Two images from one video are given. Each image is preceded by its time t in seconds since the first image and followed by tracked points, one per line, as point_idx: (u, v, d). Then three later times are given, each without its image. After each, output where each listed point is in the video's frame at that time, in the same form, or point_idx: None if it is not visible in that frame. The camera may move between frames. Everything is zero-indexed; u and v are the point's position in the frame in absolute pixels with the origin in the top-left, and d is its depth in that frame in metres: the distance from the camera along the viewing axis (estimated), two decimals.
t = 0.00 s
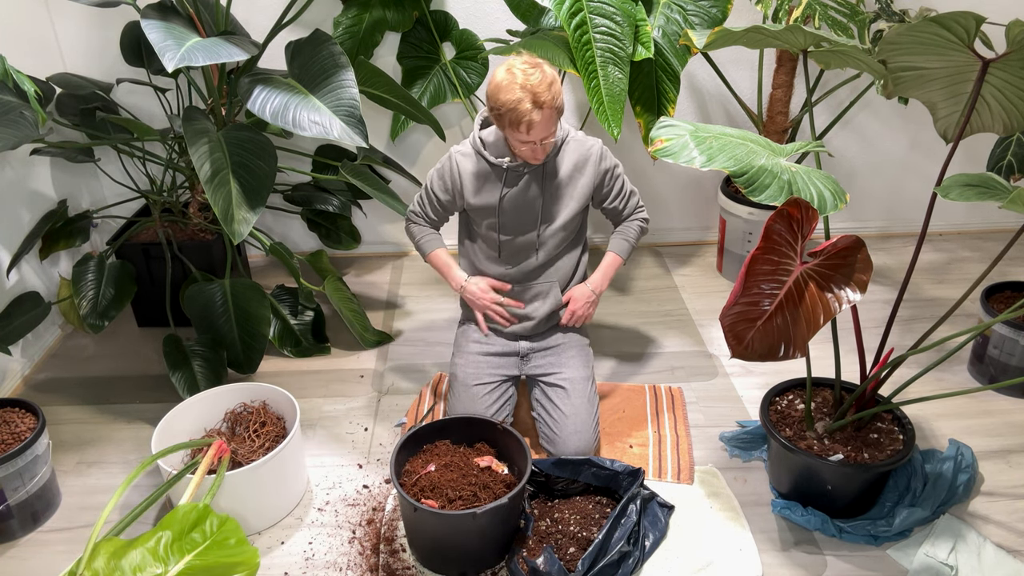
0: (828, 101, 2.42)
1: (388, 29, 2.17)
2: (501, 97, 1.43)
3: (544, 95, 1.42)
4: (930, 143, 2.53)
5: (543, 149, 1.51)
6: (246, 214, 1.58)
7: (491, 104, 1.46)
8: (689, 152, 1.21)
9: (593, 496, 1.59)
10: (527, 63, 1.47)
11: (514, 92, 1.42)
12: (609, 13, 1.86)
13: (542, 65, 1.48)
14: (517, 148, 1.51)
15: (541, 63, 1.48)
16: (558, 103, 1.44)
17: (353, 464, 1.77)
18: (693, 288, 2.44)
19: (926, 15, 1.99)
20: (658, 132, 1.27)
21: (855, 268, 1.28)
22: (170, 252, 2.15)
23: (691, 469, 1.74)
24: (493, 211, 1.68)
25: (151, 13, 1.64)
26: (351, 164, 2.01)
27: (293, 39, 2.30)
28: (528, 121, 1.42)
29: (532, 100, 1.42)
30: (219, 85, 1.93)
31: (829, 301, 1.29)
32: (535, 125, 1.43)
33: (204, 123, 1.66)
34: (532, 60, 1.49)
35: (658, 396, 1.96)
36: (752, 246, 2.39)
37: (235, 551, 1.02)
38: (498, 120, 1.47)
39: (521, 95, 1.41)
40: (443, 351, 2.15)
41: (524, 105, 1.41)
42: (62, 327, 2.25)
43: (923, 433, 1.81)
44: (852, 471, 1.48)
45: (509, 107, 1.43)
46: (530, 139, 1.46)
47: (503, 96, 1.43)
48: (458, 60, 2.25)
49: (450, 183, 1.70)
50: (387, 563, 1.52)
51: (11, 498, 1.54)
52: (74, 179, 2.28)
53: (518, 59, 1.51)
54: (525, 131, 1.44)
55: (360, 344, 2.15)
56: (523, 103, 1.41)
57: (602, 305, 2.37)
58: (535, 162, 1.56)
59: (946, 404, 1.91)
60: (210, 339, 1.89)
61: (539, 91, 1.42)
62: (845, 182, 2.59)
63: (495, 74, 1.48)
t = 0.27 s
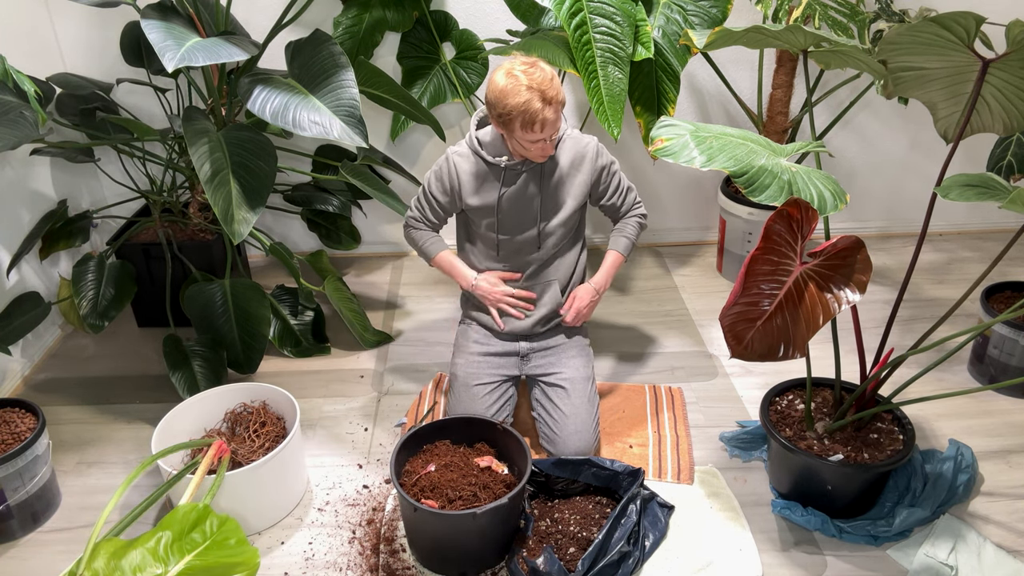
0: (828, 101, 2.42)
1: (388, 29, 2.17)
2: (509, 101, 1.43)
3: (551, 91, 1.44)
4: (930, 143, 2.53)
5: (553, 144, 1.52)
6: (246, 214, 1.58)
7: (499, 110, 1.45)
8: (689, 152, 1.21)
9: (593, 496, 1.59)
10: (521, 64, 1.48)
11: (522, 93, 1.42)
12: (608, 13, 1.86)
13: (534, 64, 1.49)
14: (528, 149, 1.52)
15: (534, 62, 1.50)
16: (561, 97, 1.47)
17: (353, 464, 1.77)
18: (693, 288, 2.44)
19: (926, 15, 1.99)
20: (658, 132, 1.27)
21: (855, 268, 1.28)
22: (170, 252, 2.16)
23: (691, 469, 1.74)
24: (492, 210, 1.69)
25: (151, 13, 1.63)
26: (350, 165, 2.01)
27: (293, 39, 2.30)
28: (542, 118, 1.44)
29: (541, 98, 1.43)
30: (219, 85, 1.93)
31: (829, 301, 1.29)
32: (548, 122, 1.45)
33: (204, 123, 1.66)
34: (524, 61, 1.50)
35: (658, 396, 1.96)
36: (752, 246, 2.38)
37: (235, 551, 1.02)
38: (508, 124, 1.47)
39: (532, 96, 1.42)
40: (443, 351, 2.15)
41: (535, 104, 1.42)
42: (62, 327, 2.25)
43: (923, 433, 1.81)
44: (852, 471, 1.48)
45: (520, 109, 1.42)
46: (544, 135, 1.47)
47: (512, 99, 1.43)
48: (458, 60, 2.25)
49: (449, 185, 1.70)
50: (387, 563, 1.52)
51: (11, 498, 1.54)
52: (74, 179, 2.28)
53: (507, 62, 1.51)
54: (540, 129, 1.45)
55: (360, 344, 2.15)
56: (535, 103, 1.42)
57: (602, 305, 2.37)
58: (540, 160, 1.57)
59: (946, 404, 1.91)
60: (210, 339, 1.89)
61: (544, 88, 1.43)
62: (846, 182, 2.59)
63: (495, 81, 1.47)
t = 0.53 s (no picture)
0: (828, 101, 2.43)
1: (388, 29, 2.17)
2: (511, 100, 1.43)
3: (553, 88, 1.44)
4: (930, 143, 2.53)
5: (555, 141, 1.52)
6: (246, 214, 1.58)
7: (499, 109, 1.45)
8: (689, 152, 1.21)
9: (593, 496, 1.59)
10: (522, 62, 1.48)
11: (523, 91, 1.42)
12: (609, 13, 1.86)
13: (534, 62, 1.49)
14: (531, 147, 1.51)
15: (534, 61, 1.50)
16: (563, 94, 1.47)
17: (353, 464, 1.77)
18: (693, 288, 2.44)
19: (926, 15, 1.99)
20: (658, 132, 1.27)
21: (855, 268, 1.28)
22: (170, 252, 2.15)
23: (691, 469, 1.74)
24: (491, 209, 1.69)
25: (151, 13, 1.63)
26: (350, 165, 2.01)
27: (293, 39, 2.30)
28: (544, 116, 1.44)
29: (542, 95, 1.43)
30: (219, 85, 1.93)
31: (829, 301, 1.29)
32: (551, 118, 1.45)
33: (204, 123, 1.66)
34: (525, 60, 1.50)
35: (658, 396, 1.96)
36: (752, 246, 2.39)
37: (235, 551, 1.02)
38: (509, 123, 1.46)
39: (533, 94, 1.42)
40: (443, 351, 2.16)
41: (536, 102, 1.42)
42: (62, 327, 2.25)
43: (923, 433, 1.81)
44: (852, 471, 1.48)
45: (521, 108, 1.42)
46: (545, 133, 1.47)
47: (513, 98, 1.43)
48: (458, 60, 2.25)
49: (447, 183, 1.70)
50: (387, 563, 1.52)
51: (11, 498, 1.54)
52: (74, 179, 2.28)
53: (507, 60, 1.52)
54: (541, 127, 1.45)
55: (360, 344, 2.15)
56: (536, 100, 1.42)
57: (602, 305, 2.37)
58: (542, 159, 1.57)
59: (946, 404, 1.91)
60: (210, 339, 1.89)
61: (545, 85, 1.43)
62: (845, 182, 2.59)
63: (495, 80, 1.47)
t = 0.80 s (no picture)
0: (828, 101, 2.43)
1: (388, 29, 2.17)
2: (500, 96, 1.43)
3: (544, 99, 1.42)
4: (930, 143, 2.53)
5: (537, 153, 1.50)
6: (246, 214, 1.58)
7: (491, 103, 1.46)
8: (689, 152, 1.21)
9: (593, 496, 1.59)
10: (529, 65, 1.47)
11: (514, 92, 1.42)
12: (609, 13, 1.86)
13: (544, 69, 1.48)
14: (515, 151, 1.51)
15: (542, 68, 1.48)
16: (557, 107, 1.45)
17: (353, 464, 1.77)
18: (693, 288, 2.44)
19: (926, 15, 1.99)
20: (658, 132, 1.27)
21: (855, 268, 1.28)
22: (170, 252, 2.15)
23: (691, 469, 1.74)
24: (491, 211, 1.69)
25: (151, 13, 1.63)
26: (350, 165, 2.00)
27: (293, 39, 2.30)
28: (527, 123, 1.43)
29: (531, 103, 1.42)
30: (220, 85, 1.93)
31: (829, 301, 1.29)
32: (534, 128, 1.44)
33: (204, 123, 1.66)
34: (534, 63, 1.49)
35: (658, 396, 1.96)
36: (752, 246, 2.38)
37: (235, 551, 1.02)
38: (497, 121, 1.47)
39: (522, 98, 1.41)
40: (443, 351, 2.16)
41: (522, 107, 1.41)
42: (62, 327, 2.25)
43: (923, 433, 1.81)
44: (852, 471, 1.48)
45: (507, 108, 1.42)
46: (526, 141, 1.46)
47: (503, 96, 1.43)
48: (458, 60, 2.25)
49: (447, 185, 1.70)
50: (387, 563, 1.52)
51: (11, 498, 1.54)
52: (74, 179, 2.28)
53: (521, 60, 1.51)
54: (522, 133, 1.44)
55: (360, 344, 2.15)
56: (523, 105, 1.41)
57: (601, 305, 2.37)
58: (530, 166, 1.56)
59: (946, 404, 1.91)
60: (210, 339, 1.89)
61: (538, 94, 1.42)
62: (845, 182, 2.59)
63: (498, 74, 1.47)
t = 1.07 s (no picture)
0: (828, 101, 2.43)
1: (388, 29, 2.17)
2: (496, 108, 1.42)
3: (539, 115, 1.41)
4: (930, 143, 2.53)
5: (528, 168, 1.50)
6: (246, 214, 1.58)
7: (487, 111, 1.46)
8: (689, 152, 1.21)
9: (593, 496, 1.59)
10: (532, 79, 1.46)
11: (509, 104, 1.41)
12: (608, 13, 1.86)
13: (547, 85, 1.46)
14: (508, 162, 1.50)
15: (545, 84, 1.46)
16: (553, 124, 1.43)
17: (353, 464, 1.77)
18: (693, 288, 2.44)
19: (926, 15, 1.99)
20: (658, 132, 1.27)
21: (855, 268, 1.28)
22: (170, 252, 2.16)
23: (691, 469, 1.74)
24: (488, 219, 1.68)
25: (151, 13, 1.63)
26: (349, 164, 2.01)
27: (293, 39, 2.30)
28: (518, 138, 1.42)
29: (524, 119, 1.41)
30: (219, 85, 1.93)
31: (829, 301, 1.29)
32: (526, 143, 1.43)
33: (204, 123, 1.66)
34: (538, 77, 1.47)
35: (658, 396, 1.96)
36: (752, 246, 2.38)
37: (235, 551, 1.02)
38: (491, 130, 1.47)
39: (515, 111, 1.40)
40: (443, 351, 2.16)
41: (514, 122, 1.40)
42: (62, 327, 2.25)
43: (923, 433, 1.81)
44: (852, 471, 1.48)
45: (500, 120, 1.42)
46: (516, 154, 1.45)
47: (498, 106, 1.42)
48: (458, 60, 2.25)
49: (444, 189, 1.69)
50: (387, 563, 1.52)
51: (11, 498, 1.54)
52: (74, 179, 2.28)
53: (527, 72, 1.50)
54: (511, 147, 1.44)
55: (360, 344, 2.15)
56: (516, 119, 1.40)
57: (601, 305, 2.37)
58: (524, 179, 1.55)
59: (946, 404, 1.91)
60: (210, 339, 1.89)
61: (533, 110, 1.41)
62: (845, 182, 2.59)
63: (500, 82, 1.47)
